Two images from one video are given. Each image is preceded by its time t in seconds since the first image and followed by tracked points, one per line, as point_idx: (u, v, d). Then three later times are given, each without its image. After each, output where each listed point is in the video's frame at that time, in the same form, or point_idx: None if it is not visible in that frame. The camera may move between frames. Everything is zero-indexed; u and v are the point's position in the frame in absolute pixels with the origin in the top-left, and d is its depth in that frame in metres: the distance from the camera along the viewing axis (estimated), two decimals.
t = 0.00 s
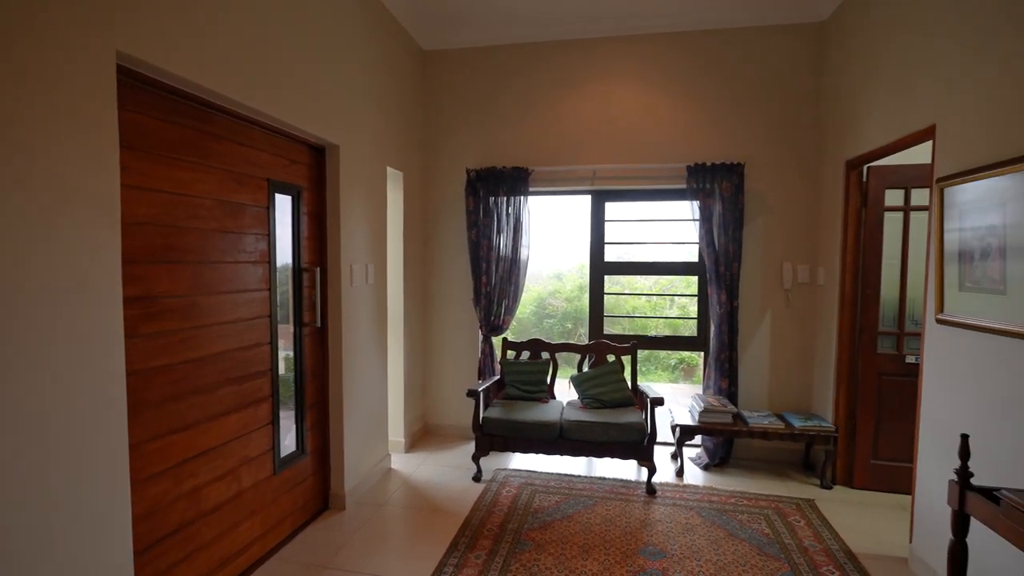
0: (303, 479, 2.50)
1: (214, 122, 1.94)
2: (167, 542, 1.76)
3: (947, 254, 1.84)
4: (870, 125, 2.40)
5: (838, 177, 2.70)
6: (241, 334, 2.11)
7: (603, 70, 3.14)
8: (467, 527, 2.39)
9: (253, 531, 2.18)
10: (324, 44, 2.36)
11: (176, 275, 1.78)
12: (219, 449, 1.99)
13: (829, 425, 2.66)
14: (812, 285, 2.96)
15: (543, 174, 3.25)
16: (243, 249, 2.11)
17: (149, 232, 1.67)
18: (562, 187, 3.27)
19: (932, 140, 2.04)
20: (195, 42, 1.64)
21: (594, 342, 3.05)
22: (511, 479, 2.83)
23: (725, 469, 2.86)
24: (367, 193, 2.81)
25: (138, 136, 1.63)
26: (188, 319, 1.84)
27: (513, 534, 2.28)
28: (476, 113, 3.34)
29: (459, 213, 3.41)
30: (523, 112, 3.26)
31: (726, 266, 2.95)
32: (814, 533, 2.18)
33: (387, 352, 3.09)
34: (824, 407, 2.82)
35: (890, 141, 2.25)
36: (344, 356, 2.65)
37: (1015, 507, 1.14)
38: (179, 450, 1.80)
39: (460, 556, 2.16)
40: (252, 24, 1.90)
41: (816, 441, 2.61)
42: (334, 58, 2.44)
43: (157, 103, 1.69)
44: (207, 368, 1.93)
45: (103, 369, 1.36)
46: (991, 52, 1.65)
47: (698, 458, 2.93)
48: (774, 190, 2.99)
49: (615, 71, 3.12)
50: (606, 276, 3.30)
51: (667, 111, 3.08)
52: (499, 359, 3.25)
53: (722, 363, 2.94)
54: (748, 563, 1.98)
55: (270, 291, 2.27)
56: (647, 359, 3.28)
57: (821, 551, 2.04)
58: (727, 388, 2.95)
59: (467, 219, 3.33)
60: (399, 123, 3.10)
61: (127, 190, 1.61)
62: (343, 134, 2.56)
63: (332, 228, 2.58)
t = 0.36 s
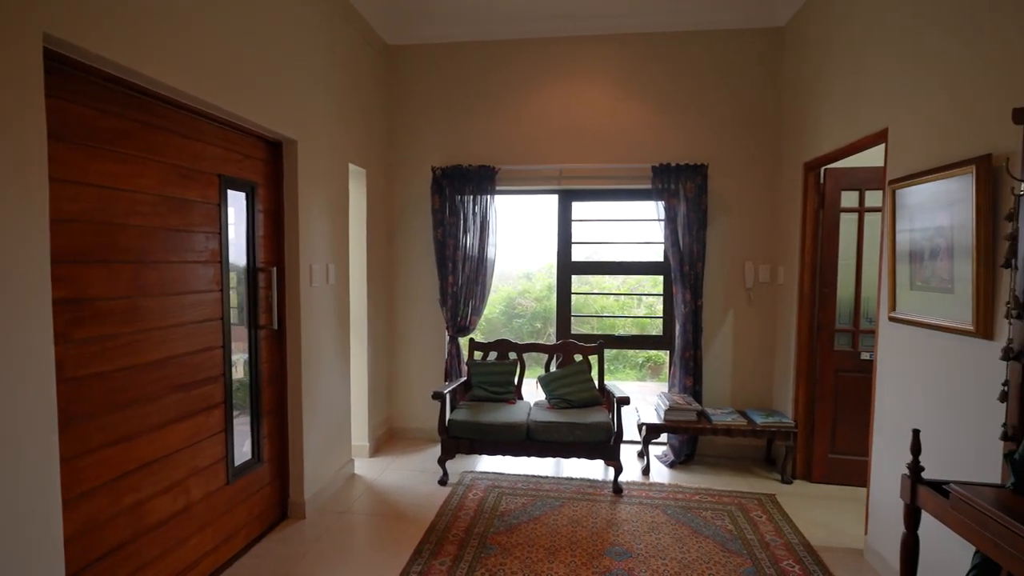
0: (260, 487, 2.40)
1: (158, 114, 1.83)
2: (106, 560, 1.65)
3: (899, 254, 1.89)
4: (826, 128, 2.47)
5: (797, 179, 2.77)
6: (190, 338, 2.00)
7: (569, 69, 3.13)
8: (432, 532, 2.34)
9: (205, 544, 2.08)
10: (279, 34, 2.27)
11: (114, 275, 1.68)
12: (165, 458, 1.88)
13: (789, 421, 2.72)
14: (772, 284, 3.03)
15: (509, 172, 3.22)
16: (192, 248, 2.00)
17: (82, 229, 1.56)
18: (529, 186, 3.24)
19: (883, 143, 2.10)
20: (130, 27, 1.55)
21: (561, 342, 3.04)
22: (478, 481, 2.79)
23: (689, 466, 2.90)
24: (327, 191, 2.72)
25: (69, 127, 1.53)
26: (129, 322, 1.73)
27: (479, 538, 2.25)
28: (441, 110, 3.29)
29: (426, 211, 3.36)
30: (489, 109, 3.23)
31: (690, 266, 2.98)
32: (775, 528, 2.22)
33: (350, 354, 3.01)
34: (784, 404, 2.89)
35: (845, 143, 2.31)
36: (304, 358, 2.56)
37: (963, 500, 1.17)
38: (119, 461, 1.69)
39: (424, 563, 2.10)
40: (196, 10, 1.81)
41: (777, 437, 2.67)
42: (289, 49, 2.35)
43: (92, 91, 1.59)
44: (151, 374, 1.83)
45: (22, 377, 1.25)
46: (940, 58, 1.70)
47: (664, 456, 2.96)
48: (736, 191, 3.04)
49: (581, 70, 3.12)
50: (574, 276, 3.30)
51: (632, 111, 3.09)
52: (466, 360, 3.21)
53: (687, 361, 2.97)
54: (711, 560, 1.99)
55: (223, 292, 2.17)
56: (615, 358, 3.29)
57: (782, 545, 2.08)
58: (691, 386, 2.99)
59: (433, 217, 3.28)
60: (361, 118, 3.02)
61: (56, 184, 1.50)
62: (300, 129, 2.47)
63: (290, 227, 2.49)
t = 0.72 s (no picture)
0: (217, 498, 2.29)
1: (102, 107, 1.71)
2: None
3: (857, 255, 1.94)
4: (789, 131, 2.52)
5: (761, 181, 2.82)
6: (140, 344, 1.89)
7: (539, 69, 3.11)
8: (398, 540, 2.27)
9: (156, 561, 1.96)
10: (236, 26, 2.17)
11: (54, 278, 1.56)
12: (112, 472, 1.77)
13: (754, 419, 2.77)
14: (737, 284, 3.08)
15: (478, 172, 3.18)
16: (142, 249, 1.89)
17: (15, 229, 1.44)
18: (498, 186, 3.21)
19: (843, 146, 2.15)
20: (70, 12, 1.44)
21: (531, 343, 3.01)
22: (446, 486, 2.74)
23: (658, 466, 2.92)
24: (289, 189, 2.62)
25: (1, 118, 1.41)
26: (71, 329, 1.61)
27: (446, 545, 2.19)
28: (409, 108, 3.22)
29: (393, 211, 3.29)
30: (459, 108, 3.18)
31: (658, 267, 3.01)
32: (741, 525, 2.25)
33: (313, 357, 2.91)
34: (749, 402, 2.94)
35: (806, 147, 2.36)
36: (264, 363, 2.45)
37: (919, 498, 1.20)
38: (60, 476, 1.58)
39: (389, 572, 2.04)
40: None
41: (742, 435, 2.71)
42: (247, 41, 2.25)
43: (27, 81, 1.47)
44: (97, 383, 1.71)
45: None
46: (896, 65, 1.75)
47: (633, 456, 2.97)
48: (702, 193, 3.08)
49: (551, 70, 3.10)
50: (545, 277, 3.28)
51: (602, 112, 3.10)
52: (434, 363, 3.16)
53: (655, 361, 3.00)
54: (679, 559, 2.00)
55: (176, 295, 2.05)
56: (585, 358, 3.29)
57: (747, 543, 2.11)
58: (659, 386, 3.01)
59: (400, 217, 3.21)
60: (325, 114, 2.93)
61: None
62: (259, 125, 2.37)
63: (248, 226, 2.38)
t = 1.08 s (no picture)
0: (172, 512, 2.18)
1: (46, 101, 1.60)
2: None
3: (819, 257, 1.99)
4: (754, 135, 2.57)
5: (728, 184, 2.87)
6: (88, 352, 1.77)
7: (509, 68, 3.09)
8: (365, 548, 2.21)
9: None
10: (193, 17, 2.07)
11: None
12: (58, 488, 1.66)
13: (721, 418, 2.81)
14: (705, 285, 3.13)
15: (448, 172, 3.14)
16: (90, 251, 1.77)
17: None
18: (468, 186, 3.17)
19: (806, 150, 2.20)
20: None
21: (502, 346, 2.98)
22: (416, 492, 2.69)
23: (628, 466, 2.94)
24: (250, 187, 2.52)
25: None
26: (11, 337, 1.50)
27: (415, 553, 2.14)
28: (377, 106, 3.16)
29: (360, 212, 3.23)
30: (428, 107, 3.13)
31: (628, 268, 3.03)
32: (708, 524, 2.28)
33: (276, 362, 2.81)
34: (717, 401, 2.99)
35: (771, 151, 2.41)
36: (223, 369, 2.35)
37: (877, 497, 1.23)
38: None
39: None
40: None
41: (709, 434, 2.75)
42: (206, 33, 2.16)
43: None
44: (41, 395, 1.60)
45: None
46: (856, 73, 1.80)
47: (604, 457, 2.98)
48: (671, 194, 3.12)
49: (522, 70, 3.09)
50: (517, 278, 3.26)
51: (573, 113, 3.10)
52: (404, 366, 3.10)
53: (625, 362, 3.02)
54: (648, 561, 2.01)
55: (127, 299, 1.94)
56: (558, 359, 3.28)
57: (714, 542, 2.13)
58: (630, 386, 3.03)
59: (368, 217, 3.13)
60: (288, 111, 2.83)
61: None
62: (218, 121, 2.27)
63: (206, 227, 2.28)
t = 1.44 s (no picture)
0: (126, 527, 2.07)
1: None
2: None
3: (784, 258, 2.03)
4: (721, 139, 2.62)
5: (697, 186, 2.91)
6: (34, 360, 1.66)
7: (481, 67, 3.06)
8: (331, 557, 2.14)
9: None
10: (148, 6, 1.97)
11: None
12: None
13: (691, 418, 2.85)
14: (676, 286, 3.17)
15: (419, 171, 3.09)
16: (34, 252, 1.67)
17: None
18: (439, 186, 3.12)
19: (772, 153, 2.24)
20: None
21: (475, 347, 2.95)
22: (386, 498, 2.63)
23: (601, 466, 2.95)
24: (210, 184, 2.42)
25: None
26: None
27: (383, 560, 2.09)
28: (345, 103, 3.08)
29: (328, 212, 3.15)
30: (398, 105, 3.07)
31: (600, 269, 3.04)
32: (679, 523, 2.30)
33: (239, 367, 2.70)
34: (687, 401, 3.03)
35: (738, 154, 2.46)
36: (182, 375, 2.25)
37: (840, 495, 1.25)
38: None
39: None
40: None
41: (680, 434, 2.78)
42: (163, 24, 2.06)
43: None
44: None
45: None
46: (818, 79, 1.84)
47: (576, 458, 2.98)
48: (642, 196, 3.15)
49: (493, 69, 3.06)
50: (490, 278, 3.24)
51: (545, 114, 3.09)
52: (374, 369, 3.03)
53: (597, 362, 3.03)
54: (619, 562, 2.01)
55: (76, 303, 1.83)
56: (532, 359, 3.27)
57: (684, 541, 2.15)
58: (602, 386, 3.05)
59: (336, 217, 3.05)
60: (251, 106, 2.74)
61: None
62: (177, 116, 2.17)
63: (163, 227, 2.17)
